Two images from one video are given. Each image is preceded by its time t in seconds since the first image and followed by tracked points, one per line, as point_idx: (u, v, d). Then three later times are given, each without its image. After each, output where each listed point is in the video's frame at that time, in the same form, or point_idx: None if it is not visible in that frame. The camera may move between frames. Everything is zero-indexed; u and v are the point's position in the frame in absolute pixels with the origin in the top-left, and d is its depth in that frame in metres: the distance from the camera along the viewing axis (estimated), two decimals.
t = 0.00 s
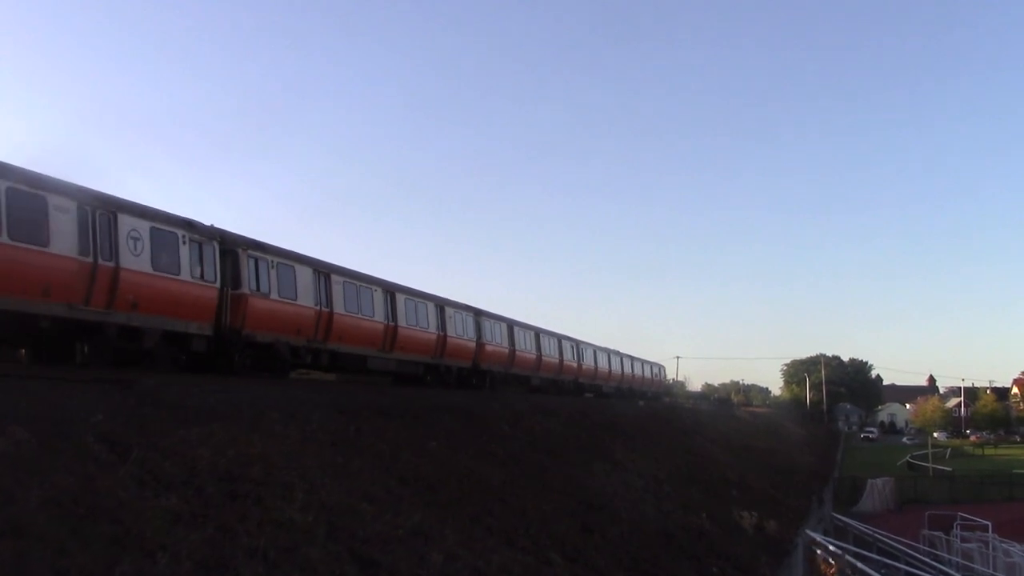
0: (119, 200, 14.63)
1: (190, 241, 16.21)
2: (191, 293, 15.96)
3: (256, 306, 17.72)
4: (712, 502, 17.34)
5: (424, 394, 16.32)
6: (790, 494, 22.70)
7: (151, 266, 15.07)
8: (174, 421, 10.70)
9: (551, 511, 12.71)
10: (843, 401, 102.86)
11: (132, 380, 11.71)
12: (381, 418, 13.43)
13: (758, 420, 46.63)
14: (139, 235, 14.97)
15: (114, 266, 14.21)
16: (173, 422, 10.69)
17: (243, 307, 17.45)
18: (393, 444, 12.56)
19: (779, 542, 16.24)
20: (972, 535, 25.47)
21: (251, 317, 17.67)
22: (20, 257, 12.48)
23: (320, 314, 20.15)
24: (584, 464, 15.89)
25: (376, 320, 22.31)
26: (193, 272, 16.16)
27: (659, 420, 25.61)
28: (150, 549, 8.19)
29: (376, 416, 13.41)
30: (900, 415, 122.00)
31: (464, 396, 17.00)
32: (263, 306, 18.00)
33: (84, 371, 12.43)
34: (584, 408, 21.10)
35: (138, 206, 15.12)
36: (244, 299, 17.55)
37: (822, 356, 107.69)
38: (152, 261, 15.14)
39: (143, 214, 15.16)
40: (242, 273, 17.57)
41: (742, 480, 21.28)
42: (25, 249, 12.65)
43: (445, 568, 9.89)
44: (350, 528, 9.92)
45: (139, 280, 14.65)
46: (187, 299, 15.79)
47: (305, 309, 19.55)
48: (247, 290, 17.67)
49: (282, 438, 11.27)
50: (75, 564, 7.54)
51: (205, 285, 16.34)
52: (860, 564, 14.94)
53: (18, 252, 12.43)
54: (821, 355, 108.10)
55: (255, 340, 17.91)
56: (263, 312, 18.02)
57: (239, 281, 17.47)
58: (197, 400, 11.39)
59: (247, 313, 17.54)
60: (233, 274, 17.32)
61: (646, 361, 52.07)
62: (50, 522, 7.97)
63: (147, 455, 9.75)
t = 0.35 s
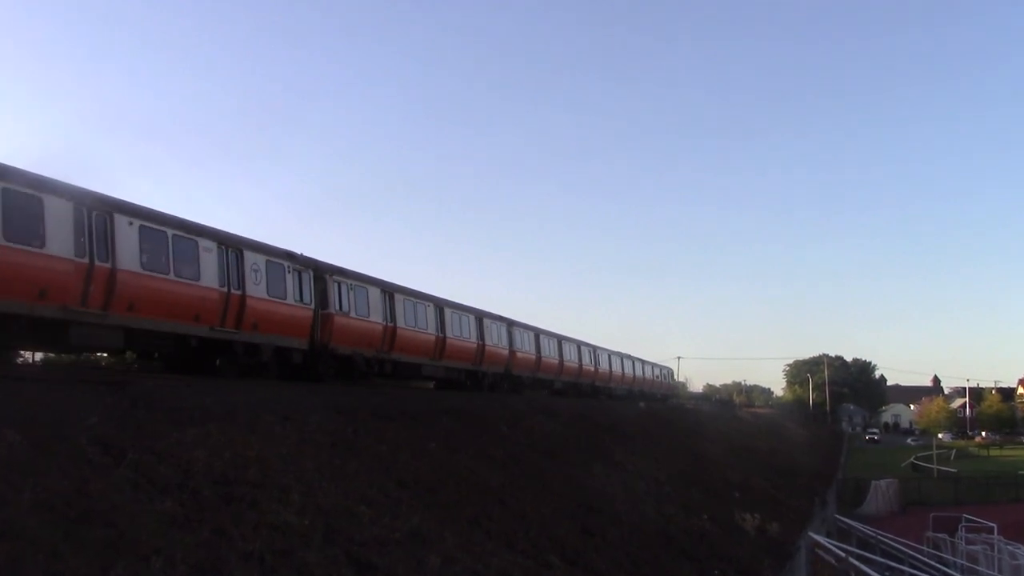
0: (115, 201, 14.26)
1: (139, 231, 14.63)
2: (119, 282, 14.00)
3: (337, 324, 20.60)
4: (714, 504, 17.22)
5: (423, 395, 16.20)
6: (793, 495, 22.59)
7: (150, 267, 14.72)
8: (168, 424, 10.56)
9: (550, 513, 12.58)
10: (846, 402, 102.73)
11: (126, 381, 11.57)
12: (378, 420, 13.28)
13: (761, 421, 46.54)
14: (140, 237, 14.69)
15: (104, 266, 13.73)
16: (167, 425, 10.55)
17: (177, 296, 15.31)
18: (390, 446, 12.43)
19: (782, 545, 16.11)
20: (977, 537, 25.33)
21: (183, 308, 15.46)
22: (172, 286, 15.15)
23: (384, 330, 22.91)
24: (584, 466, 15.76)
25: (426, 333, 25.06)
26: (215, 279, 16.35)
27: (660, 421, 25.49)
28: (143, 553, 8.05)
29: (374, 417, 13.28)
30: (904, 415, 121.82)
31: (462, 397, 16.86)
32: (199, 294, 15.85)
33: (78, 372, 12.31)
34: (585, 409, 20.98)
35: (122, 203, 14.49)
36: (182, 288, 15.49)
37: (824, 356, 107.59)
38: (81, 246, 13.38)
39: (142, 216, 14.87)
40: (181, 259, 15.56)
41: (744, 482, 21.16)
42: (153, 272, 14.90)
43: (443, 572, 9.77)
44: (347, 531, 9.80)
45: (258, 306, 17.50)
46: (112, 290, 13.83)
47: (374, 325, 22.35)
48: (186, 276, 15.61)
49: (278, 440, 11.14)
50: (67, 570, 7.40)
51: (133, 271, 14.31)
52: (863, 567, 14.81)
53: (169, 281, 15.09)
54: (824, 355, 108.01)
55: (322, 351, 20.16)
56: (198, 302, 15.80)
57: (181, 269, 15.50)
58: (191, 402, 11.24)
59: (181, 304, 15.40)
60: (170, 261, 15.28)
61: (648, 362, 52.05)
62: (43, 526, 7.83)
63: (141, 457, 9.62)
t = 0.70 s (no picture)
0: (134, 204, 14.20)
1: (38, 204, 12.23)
2: None
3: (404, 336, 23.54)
4: (716, 506, 17.06)
5: (421, 396, 16.05)
6: (796, 497, 22.46)
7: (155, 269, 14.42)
8: (162, 425, 10.40)
9: (550, 515, 12.44)
10: (850, 402, 102.63)
11: (120, 382, 11.43)
12: (376, 421, 13.13)
13: (766, 422, 46.48)
14: (155, 241, 14.63)
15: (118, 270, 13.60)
16: (162, 426, 10.40)
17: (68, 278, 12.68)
18: (388, 447, 12.26)
19: (785, 547, 15.96)
20: (982, 539, 25.16)
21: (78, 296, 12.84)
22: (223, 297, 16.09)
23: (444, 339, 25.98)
24: (584, 467, 15.62)
25: (468, 341, 27.65)
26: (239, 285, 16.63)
27: (662, 422, 25.34)
28: (136, 556, 7.91)
29: (372, 419, 13.12)
30: (911, 415, 121.21)
31: (460, 397, 16.69)
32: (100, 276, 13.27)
33: (71, 373, 12.17)
34: (585, 409, 20.84)
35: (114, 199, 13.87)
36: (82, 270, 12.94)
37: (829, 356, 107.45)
38: None
39: (162, 221, 14.89)
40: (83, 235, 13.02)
41: (747, 483, 21.01)
42: (269, 298, 17.57)
43: None
44: (344, 534, 9.65)
45: (348, 323, 20.59)
46: None
47: (419, 336, 24.62)
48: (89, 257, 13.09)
49: (273, 441, 10.98)
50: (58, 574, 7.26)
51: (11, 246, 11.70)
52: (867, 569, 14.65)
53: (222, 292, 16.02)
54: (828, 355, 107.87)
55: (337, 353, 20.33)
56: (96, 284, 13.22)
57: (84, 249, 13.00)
58: (184, 403, 11.08)
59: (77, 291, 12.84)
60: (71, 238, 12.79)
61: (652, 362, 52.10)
62: (34, 529, 7.69)
63: (136, 460, 9.48)
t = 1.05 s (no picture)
0: (127, 199, 14.14)
1: None
2: None
3: (429, 339, 24.63)
4: (719, 508, 16.92)
5: (420, 396, 15.92)
6: (799, 499, 22.32)
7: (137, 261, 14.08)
8: (157, 426, 10.26)
9: (550, 516, 12.31)
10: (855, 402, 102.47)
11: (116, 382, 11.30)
12: (374, 421, 13.00)
13: (770, 423, 46.35)
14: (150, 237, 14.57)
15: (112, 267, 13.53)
16: (158, 426, 10.26)
17: None
18: (386, 448, 12.13)
19: (788, 550, 15.82)
20: (988, 541, 25.00)
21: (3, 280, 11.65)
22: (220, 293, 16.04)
23: (487, 347, 28.90)
24: (585, 468, 15.49)
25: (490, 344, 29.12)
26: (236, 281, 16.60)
27: (664, 423, 25.20)
28: (132, 558, 7.78)
29: (370, 419, 12.99)
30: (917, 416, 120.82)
31: (459, 398, 16.55)
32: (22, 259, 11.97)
33: (65, 372, 12.05)
34: (586, 410, 20.69)
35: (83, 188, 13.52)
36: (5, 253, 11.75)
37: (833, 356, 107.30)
38: None
39: (157, 216, 14.76)
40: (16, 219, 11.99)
41: (749, 484, 20.87)
42: (267, 297, 17.55)
43: None
44: (342, 535, 9.52)
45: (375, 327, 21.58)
46: None
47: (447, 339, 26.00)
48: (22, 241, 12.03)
49: (270, 442, 10.84)
50: None
51: None
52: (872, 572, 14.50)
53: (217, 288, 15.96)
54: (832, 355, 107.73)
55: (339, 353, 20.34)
56: (26, 269, 12.02)
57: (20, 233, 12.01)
58: (180, 403, 10.95)
59: None
60: None
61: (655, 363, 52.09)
62: (27, 530, 7.55)
63: (131, 460, 9.35)
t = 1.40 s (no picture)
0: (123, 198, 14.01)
1: (137, 227, 14.36)
2: (19, 268, 11.91)
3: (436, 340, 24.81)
4: (722, 510, 16.76)
5: (419, 396, 15.74)
6: (804, 500, 22.14)
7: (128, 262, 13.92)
8: (153, 427, 10.11)
9: (551, 518, 12.16)
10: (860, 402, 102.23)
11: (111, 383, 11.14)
12: (373, 422, 12.85)
13: (776, 424, 46.19)
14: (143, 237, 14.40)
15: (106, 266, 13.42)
16: (153, 428, 10.11)
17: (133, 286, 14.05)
18: (384, 449, 11.96)
19: (793, 552, 15.67)
20: (996, 544, 24.79)
21: (19, 283, 11.91)
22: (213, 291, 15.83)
23: (524, 355, 31.60)
24: (587, 469, 15.32)
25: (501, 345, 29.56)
26: (232, 281, 16.41)
27: (667, 424, 25.03)
28: (126, 562, 7.62)
29: (369, 420, 12.82)
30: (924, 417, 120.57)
31: (458, 398, 16.39)
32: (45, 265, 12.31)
33: (59, 373, 11.89)
34: (587, 410, 20.52)
35: (84, 189, 13.42)
36: (133, 279, 14.03)
37: (837, 356, 107.16)
38: None
39: (147, 213, 14.59)
40: (21, 220, 12.03)
41: (753, 486, 20.71)
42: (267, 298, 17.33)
43: None
44: (340, 538, 9.36)
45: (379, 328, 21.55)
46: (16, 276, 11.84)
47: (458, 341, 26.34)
48: (41, 248, 12.29)
49: (267, 443, 10.68)
50: None
51: None
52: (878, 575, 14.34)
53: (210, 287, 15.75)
54: (837, 355, 107.54)
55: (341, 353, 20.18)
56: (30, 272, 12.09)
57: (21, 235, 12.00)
58: (176, 404, 10.80)
59: (134, 297, 14.02)
60: None
61: (660, 364, 52.08)
62: (19, 533, 7.40)
63: (126, 463, 9.20)
